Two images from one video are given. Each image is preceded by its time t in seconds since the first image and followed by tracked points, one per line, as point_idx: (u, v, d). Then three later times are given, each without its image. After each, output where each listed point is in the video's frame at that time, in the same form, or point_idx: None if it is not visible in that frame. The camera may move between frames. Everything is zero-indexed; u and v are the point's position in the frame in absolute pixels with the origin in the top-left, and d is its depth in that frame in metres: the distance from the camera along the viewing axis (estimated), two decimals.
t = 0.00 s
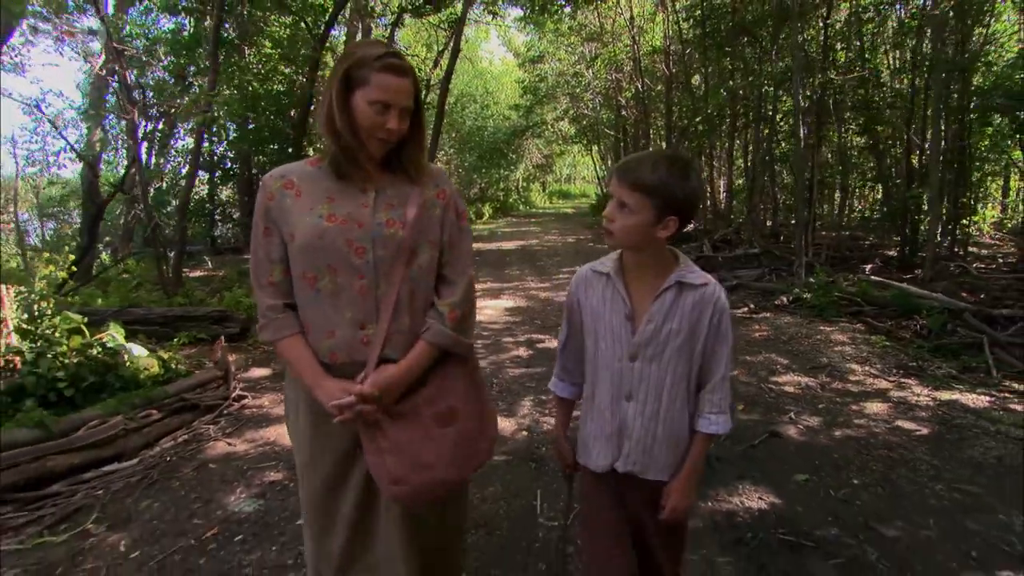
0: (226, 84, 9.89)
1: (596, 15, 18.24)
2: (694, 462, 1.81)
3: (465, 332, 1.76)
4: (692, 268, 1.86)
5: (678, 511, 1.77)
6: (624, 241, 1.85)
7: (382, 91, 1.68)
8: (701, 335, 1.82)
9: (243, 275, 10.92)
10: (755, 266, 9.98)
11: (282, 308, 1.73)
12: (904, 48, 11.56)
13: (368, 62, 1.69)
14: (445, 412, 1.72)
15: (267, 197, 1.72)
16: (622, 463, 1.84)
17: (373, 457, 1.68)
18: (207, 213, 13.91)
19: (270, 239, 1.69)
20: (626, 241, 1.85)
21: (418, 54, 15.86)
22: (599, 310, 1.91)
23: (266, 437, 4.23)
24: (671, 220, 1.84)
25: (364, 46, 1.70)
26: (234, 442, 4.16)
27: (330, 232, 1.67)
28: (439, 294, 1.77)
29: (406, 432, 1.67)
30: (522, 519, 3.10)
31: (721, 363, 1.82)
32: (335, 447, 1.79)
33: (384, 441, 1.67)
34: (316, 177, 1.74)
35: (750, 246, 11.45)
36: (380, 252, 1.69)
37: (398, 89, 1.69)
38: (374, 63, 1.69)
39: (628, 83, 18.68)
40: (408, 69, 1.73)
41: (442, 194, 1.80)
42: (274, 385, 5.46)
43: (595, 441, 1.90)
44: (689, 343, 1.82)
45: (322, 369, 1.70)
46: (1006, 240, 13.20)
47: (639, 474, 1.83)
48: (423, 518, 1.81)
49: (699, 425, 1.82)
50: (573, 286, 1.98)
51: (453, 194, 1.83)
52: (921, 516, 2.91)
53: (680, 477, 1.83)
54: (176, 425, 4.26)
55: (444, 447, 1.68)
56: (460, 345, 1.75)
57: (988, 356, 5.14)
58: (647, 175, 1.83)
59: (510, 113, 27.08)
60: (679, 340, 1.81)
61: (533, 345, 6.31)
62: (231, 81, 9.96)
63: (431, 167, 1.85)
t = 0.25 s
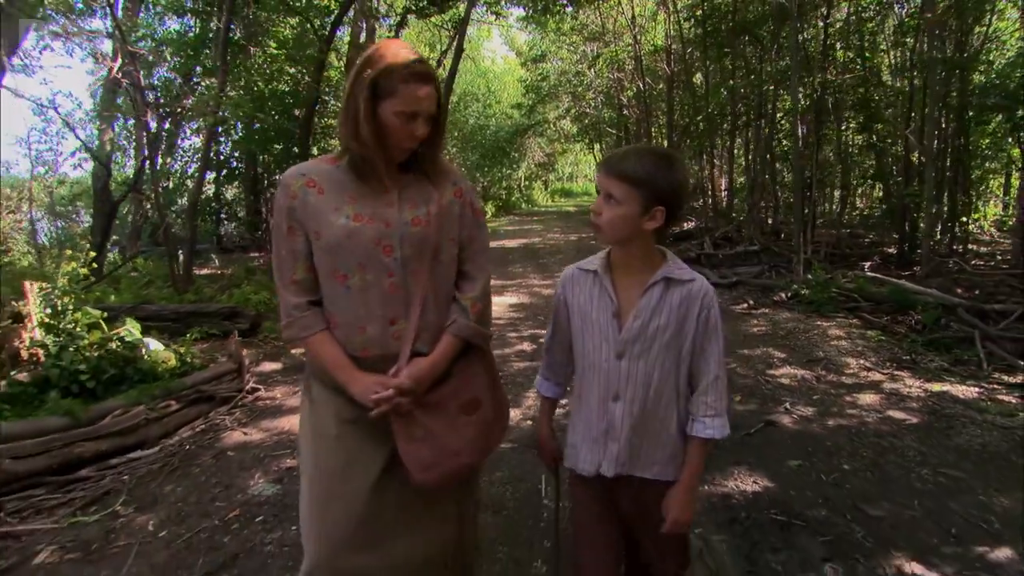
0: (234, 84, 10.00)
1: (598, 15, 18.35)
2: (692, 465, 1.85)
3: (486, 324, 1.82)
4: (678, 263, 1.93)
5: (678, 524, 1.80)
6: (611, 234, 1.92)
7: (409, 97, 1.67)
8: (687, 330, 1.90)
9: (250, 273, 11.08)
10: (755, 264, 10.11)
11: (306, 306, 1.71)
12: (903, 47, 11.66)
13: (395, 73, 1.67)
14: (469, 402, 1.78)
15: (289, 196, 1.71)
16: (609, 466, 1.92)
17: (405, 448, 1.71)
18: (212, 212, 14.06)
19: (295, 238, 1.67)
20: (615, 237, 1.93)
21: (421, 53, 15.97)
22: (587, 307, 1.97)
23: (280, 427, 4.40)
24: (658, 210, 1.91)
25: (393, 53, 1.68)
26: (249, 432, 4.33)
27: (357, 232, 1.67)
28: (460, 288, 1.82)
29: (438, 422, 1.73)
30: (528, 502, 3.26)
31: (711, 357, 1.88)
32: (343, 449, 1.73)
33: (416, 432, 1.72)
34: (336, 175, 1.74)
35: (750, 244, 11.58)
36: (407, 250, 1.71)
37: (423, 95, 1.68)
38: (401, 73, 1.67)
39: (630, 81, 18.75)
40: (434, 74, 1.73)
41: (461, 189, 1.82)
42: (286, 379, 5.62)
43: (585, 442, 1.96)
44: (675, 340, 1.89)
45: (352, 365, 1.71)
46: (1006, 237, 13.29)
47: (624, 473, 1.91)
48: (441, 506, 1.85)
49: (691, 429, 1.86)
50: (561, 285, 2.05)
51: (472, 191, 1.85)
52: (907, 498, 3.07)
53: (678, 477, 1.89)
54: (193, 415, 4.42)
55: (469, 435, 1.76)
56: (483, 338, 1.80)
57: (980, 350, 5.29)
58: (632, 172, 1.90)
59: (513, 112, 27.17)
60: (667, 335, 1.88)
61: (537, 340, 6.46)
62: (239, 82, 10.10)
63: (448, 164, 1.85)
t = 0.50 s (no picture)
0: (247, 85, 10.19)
1: (606, 15, 18.44)
2: (696, 461, 1.85)
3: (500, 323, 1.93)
4: (683, 260, 1.94)
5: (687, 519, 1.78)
6: (615, 229, 1.93)
7: (432, 107, 1.73)
8: (691, 325, 1.90)
9: (263, 271, 11.30)
10: (760, 262, 10.21)
11: (329, 307, 1.77)
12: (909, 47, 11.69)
13: (419, 81, 1.72)
14: (485, 396, 1.90)
15: (309, 198, 1.75)
16: (608, 459, 1.92)
17: (430, 442, 1.81)
18: (225, 212, 14.30)
19: (319, 240, 1.72)
20: (617, 232, 1.94)
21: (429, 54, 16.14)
22: (592, 301, 1.98)
23: (297, 417, 4.58)
24: (660, 204, 1.90)
25: (414, 62, 1.73)
26: (268, 422, 4.50)
27: (381, 234, 1.73)
28: (475, 287, 1.93)
29: (460, 418, 1.84)
30: (536, 487, 3.40)
31: (714, 354, 1.89)
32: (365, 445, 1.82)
33: (439, 426, 1.82)
34: (355, 178, 1.79)
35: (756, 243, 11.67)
36: (429, 253, 1.80)
37: (446, 106, 1.75)
38: (424, 81, 1.72)
39: (636, 82, 18.81)
40: (454, 83, 1.77)
41: (474, 195, 1.92)
42: (301, 372, 5.80)
43: (587, 436, 1.97)
44: (680, 335, 1.89)
45: (378, 364, 1.79)
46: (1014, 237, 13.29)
47: (623, 466, 1.91)
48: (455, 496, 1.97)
49: (695, 425, 1.86)
50: (567, 278, 2.07)
51: (482, 195, 1.96)
52: (900, 485, 3.19)
53: (684, 472, 1.88)
54: (214, 407, 4.60)
55: (486, 427, 1.88)
56: (496, 335, 1.91)
57: (979, 346, 5.38)
58: (636, 164, 1.91)
59: (521, 112, 27.30)
60: (671, 331, 1.88)
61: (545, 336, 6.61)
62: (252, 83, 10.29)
63: (461, 167, 1.93)
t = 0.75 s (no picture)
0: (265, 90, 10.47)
1: (617, 19, 18.59)
2: (709, 470, 1.75)
3: (506, 320, 1.86)
4: (707, 264, 1.83)
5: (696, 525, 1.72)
6: (638, 235, 1.83)
7: (436, 105, 1.64)
8: (714, 333, 1.77)
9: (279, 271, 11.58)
10: (768, 263, 10.31)
11: (333, 309, 1.70)
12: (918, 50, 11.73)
13: (423, 80, 1.64)
14: (491, 396, 1.83)
15: (312, 200, 1.69)
16: (621, 461, 1.85)
17: (434, 442, 1.73)
18: (241, 214, 14.61)
19: (321, 242, 1.66)
20: (640, 237, 1.83)
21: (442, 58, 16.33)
22: (614, 305, 1.89)
23: (316, 409, 4.76)
24: (684, 208, 1.79)
25: (419, 62, 1.65)
26: (287, 414, 4.69)
27: (384, 234, 1.67)
28: (479, 287, 1.86)
29: (467, 418, 1.76)
30: (544, 475, 3.55)
31: (737, 362, 1.77)
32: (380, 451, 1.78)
33: (446, 427, 1.74)
34: (358, 178, 1.72)
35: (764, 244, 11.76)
36: (433, 251, 1.73)
37: (448, 103, 1.66)
38: (428, 82, 1.64)
39: (647, 84, 18.90)
40: (458, 82, 1.70)
41: (478, 193, 1.85)
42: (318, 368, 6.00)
43: (602, 437, 1.91)
44: (702, 338, 1.77)
45: (382, 365, 1.72)
46: None
47: (640, 470, 1.85)
48: (464, 495, 1.93)
49: (710, 435, 1.77)
50: (591, 282, 1.96)
51: (486, 192, 1.89)
52: (895, 474, 3.32)
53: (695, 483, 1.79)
54: (237, 399, 4.80)
55: (493, 426, 1.80)
56: (501, 333, 1.84)
57: (982, 344, 5.47)
58: (659, 165, 1.80)
59: (532, 114, 27.48)
60: (691, 338, 1.78)
61: (554, 334, 6.76)
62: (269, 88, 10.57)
63: (465, 166, 1.87)
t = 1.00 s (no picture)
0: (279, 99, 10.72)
1: (624, 25, 18.75)
2: (716, 465, 1.80)
3: (499, 317, 1.93)
4: (715, 258, 1.88)
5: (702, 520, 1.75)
6: (646, 228, 1.89)
7: (433, 106, 1.76)
8: (718, 328, 1.84)
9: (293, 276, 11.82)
10: (775, 267, 10.40)
11: (328, 303, 1.80)
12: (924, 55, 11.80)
13: (422, 80, 1.76)
14: (490, 387, 1.87)
15: (311, 196, 1.79)
16: (633, 456, 1.91)
17: (435, 435, 1.81)
18: (255, 220, 14.91)
19: (318, 237, 1.76)
20: (651, 233, 1.90)
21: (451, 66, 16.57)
22: (623, 299, 1.97)
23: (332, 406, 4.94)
24: (690, 202, 1.87)
25: (418, 61, 1.77)
26: (305, 410, 4.86)
27: (381, 231, 1.76)
28: (474, 284, 1.94)
29: (464, 410, 1.82)
30: (552, 467, 3.70)
31: (744, 357, 1.81)
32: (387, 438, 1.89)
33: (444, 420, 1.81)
34: (356, 175, 1.82)
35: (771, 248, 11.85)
36: (429, 249, 1.82)
37: (444, 102, 1.78)
38: (427, 79, 1.76)
39: (655, 90, 19.04)
40: (455, 83, 1.81)
41: (474, 194, 1.94)
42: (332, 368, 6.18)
43: (614, 428, 1.97)
44: (707, 334, 1.85)
45: (377, 361, 1.81)
46: None
47: (648, 465, 1.91)
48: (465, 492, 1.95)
49: (721, 429, 1.82)
50: (603, 277, 2.04)
51: (481, 194, 1.98)
52: (891, 466, 3.43)
53: (702, 479, 1.85)
54: (256, 396, 4.99)
55: (495, 419, 1.83)
56: (496, 329, 1.91)
57: (984, 345, 5.55)
58: (672, 164, 1.88)
59: (541, 120, 27.68)
60: (697, 332, 1.84)
61: (562, 336, 6.90)
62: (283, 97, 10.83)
63: (460, 166, 1.97)
